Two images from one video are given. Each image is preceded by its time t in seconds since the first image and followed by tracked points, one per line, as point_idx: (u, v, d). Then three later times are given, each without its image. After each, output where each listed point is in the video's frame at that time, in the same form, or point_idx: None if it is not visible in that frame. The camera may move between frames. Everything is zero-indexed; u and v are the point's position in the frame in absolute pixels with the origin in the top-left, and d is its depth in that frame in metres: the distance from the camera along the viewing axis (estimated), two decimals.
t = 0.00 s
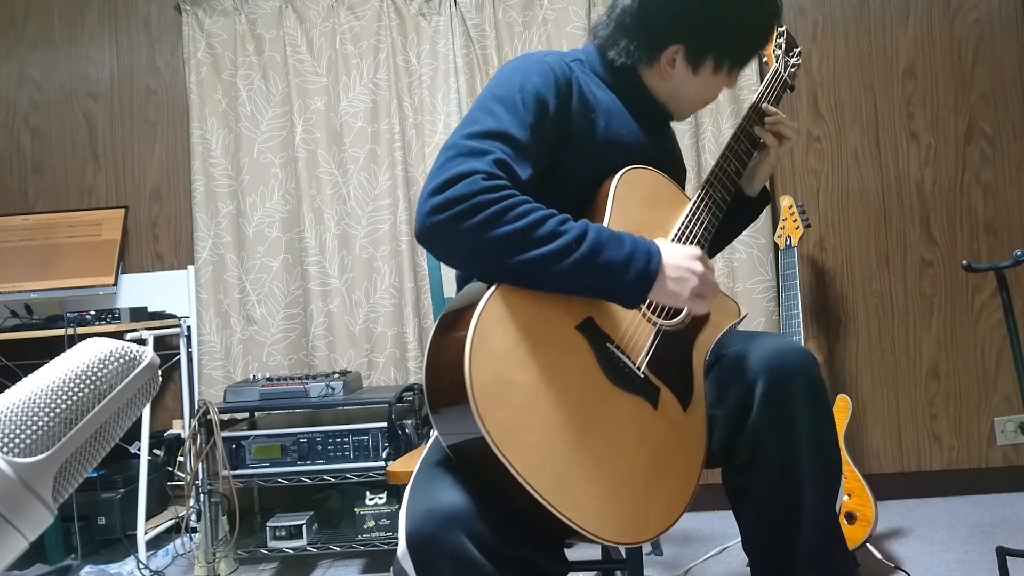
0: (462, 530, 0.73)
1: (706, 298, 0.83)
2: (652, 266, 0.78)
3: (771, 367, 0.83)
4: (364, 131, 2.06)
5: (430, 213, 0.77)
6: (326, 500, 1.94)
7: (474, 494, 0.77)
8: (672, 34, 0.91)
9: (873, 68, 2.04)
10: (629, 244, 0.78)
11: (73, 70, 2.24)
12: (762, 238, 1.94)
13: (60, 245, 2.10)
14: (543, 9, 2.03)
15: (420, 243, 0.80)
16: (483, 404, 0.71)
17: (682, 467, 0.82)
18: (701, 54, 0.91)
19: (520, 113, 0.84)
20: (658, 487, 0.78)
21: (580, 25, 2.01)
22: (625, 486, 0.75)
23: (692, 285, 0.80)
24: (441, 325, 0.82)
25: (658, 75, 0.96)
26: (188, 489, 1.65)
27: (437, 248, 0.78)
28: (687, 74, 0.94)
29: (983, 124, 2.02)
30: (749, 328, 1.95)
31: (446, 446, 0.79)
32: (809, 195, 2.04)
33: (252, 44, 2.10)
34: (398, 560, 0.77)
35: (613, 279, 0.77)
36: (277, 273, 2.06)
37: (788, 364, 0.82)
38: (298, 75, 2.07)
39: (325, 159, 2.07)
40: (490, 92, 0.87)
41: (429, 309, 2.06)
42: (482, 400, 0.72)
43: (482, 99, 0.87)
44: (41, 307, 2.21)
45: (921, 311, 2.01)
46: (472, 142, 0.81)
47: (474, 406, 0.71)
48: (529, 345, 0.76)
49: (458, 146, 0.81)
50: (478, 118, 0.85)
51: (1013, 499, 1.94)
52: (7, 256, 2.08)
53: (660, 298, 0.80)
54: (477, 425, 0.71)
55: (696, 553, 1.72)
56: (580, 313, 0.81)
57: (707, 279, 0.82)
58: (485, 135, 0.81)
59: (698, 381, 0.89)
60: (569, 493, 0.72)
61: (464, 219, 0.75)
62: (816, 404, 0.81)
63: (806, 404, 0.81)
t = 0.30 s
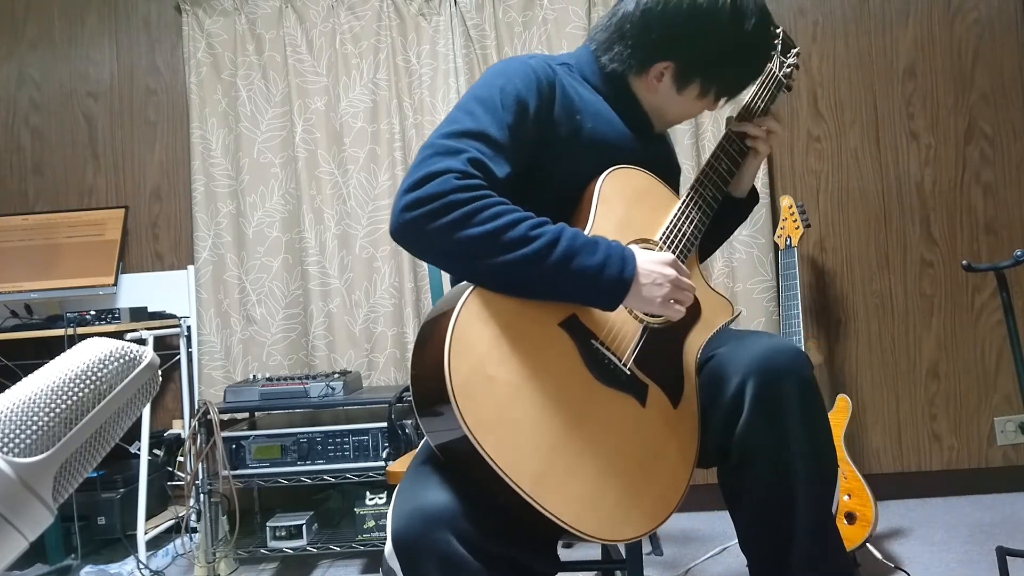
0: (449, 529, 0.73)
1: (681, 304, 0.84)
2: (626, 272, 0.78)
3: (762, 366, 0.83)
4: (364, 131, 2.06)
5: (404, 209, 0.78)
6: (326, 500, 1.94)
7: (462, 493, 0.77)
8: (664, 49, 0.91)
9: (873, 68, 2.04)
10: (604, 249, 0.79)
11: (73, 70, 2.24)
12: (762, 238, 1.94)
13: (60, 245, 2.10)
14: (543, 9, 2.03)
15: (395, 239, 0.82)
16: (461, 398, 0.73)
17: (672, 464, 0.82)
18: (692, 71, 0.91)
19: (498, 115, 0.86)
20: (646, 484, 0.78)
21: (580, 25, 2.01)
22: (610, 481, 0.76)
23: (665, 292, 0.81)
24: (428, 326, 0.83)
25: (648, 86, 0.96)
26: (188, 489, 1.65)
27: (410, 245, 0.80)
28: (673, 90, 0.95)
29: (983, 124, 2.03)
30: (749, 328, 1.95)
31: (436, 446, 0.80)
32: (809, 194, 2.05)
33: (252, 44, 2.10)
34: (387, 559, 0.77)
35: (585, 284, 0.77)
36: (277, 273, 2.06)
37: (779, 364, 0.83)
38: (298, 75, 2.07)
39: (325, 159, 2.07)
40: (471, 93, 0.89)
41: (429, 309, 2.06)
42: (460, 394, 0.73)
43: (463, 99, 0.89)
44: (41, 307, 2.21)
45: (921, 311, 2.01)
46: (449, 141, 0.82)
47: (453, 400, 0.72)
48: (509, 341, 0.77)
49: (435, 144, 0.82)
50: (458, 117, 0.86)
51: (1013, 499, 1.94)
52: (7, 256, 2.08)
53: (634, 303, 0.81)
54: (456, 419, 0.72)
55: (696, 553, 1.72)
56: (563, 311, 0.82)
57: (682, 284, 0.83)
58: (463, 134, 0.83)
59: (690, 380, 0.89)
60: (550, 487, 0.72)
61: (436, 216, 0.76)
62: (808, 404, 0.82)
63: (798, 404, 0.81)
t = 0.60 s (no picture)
0: (455, 524, 0.75)
1: (680, 304, 0.84)
2: (627, 270, 0.79)
3: (761, 362, 0.83)
4: (364, 131, 2.06)
5: (409, 199, 0.80)
6: (326, 500, 1.94)
7: (467, 488, 0.78)
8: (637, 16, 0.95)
9: (873, 68, 2.04)
10: (605, 246, 0.79)
11: (73, 70, 2.24)
12: (762, 238, 1.94)
13: (60, 245, 2.10)
14: (543, 9, 2.03)
15: (401, 229, 0.83)
16: (464, 386, 0.73)
17: (677, 457, 0.81)
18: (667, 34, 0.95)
19: (501, 109, 0.87)
20: (651, 476, 0.78)
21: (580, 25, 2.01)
22: (614, 473, 0.75)
23: (663, 292, 0.82)
24: (429, 323, 0.83)
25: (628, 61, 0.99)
26: (188, 489, 1.66)
27: (416, 236, 0.81)
28: (654, 58, 0.97)
29: (983, 124, 2.03)
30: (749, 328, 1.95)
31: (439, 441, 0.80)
32: (809, 194, 2.05)
33: (252, 44, 2.10)
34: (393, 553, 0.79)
35: (587, 279, 0.78)
36: (277, 273, 2.06)
37: (778, 358, 0.83)
38: (298, 75, 2.07)
39: (325, 159, 2.07)
40: (475, 84, 0.90)
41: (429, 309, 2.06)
42: (465, 382, 0.73)
43: (465, 90, 0.90)
44: (41, 307, 2.21)
45: (921, 311, 2.01)
46: (451, 132, 0.83)
47: (457, 389, 0.72)
48: (513, 333, 0.77)
49: (438, 135, 0.84)
50: (459, 109, 0.87)
51: (1013, 499, 1.94)
52: (7, 256, 2.08)
53: (632, 302, 0.81)
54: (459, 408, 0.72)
55: (696, 553, 1.72)
56: (562, 305, 0.82)
57: (680, 286, 0.83)
58: (466, 126, 0.84)
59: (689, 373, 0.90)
60: (554, 477, 0.72)
61: (441, 207, 0.78)
62: (809, 399, 0.81)
63: (799, 400, 0.81)
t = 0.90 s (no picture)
0: (469, 512, 0.73)
1: (687, 297, 0.84)
2: (635, 265, 0.80)
3: (765, 359, 0.83)
4: (364, 131, 2.06)
5: (423, 187, 0.81)
6: (326, 500, 1.94)
7: (479, 478, 0.77)
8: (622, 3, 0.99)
9: (873, 67, 2.04)
10: (614, 239, 0.80)
11: (73, 70, 2.24)
12: (762, 238, 1.94)
13: (60, 245, 2.10)
14: (543, 9, 2.03)
15: (414, 218, 0.84)
16: (478, 372, 0.73)
17: (686, 448, 0.81)
18: (654, 14, 0.98)
19: (511, 103, 0.89)
20: (661, 466, 0.78)
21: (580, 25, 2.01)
22: (625, 463, 0.75)
23: (670, 287, 0.82)
24: (441, 314, 0.85)
25: (623, 48, 1.02)
26: (188, 489, 1.66)
27: (430, 224, 0.82)
28: (648, 39, 1.00)
29: (983, 124, 2.03)
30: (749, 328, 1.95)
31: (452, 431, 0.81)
32: (809, 194, 2.05)
33: (252, 44, 2.10)
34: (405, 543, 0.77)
35: (597, 271, 0.78)
36: (277, 273, 2.06)
37: (783, 356, 0.83)
38: (298, 75, 2.07)
39: (325, 159, 2.07)
40: (486, 78, 0.91)
41: (429, 309, 2.06)
42: (479, 367, 0.73)
43: (477, 84, 0.91)
44: (41, 307, 2.21)
45: (921, 311, 2.01)
46: (463, 124, 0.85)
47: (470, 374, 0.72)
48: (525, 321, 0.77)
49: (450, 127, 0.85)
50: (470, 101, 0.89)
51: (1013, 500, 1.94)
52: (7, 256, 2.08)
53: (639, 297, 0.82)
54: (473, 394, 0.72)
55: (696, 553, 1.72)
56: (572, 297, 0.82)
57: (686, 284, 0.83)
58: (478, 118, 0.86)
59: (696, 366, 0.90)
60: (568, 465, 0.72)
61: (454, 196, 0.79)
62: (813, 394, 0.81)
63: (803, 396, 0.81)
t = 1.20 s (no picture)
0: (491, 494, 0.73)
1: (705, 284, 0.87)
2: (656, 246, 0.81)
3: (773, 354, 0.88)
4: (364, 131, 2.06)
5: (443, 174, 0.81)
6: (326, 500, 1.94)
7: (499, 460, 0.77)
8: None
9: (873, 67, 2.04)
10: (634, 223, 0.82)
11: (73, 70, 2.24)
12: (762, 238, 1.94)
13: (61, 245, 2.10)
14: (543, 9, 2.03)
15: (434, 204, 0.84)
16: (503, 355, 0.73)
17: (692, 438, 0.84)
18: None
19: (527, 93, 0.89)
20: (670, 455, 0.80)
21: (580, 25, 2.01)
22: (637, 451, 0.77)
23: (690, 269, 0.84)
24: (457, 299, 0.83)
25: (627, 35, 1.04)
26: (188, 490, 1.66)
27: (451, 208, 0.82)
28: (650, 21, 1.03)
29: (983, 124, 2.03)
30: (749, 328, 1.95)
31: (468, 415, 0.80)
32: (809, 194, 2.04)
33: (252, 44, 2.10)
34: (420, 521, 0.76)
35: (620, 252, 0.80)
36: (277, 273, 2.06)
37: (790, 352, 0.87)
38: (298, 75, 2.07)
39: (325, 159, 2.07)
40: (501, 68, 0.92)
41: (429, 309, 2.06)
42: (502, 348, 0.73)
43: (491, 74, 0.92)
44: (41, 307, 2.21)
45: (921, 311, 2.01)
46: (481, 111, 0.85)
47: (494, 355, 0.73)
48: (545, 306, 0.78)
49: (468, 114, 0.85)
50: (486, 90, 0.89)
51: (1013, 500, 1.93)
52: (7, 257, 2.08)
53: (660, 279, 0.83)
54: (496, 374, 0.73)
55: (696, 553, 1.72)
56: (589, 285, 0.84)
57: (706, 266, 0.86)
58: (496, 107, 0.86)
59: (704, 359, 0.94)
60: (587, 449, 0.73)
61: (478, 179, 0.79)
62: (819, 381, 0.86)
63: (810, 383, 0.86)
